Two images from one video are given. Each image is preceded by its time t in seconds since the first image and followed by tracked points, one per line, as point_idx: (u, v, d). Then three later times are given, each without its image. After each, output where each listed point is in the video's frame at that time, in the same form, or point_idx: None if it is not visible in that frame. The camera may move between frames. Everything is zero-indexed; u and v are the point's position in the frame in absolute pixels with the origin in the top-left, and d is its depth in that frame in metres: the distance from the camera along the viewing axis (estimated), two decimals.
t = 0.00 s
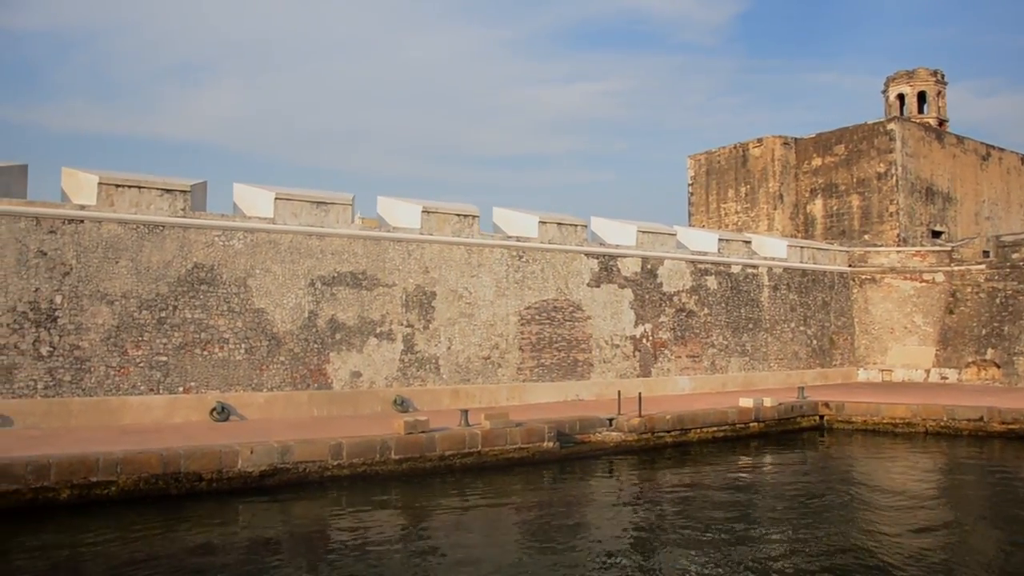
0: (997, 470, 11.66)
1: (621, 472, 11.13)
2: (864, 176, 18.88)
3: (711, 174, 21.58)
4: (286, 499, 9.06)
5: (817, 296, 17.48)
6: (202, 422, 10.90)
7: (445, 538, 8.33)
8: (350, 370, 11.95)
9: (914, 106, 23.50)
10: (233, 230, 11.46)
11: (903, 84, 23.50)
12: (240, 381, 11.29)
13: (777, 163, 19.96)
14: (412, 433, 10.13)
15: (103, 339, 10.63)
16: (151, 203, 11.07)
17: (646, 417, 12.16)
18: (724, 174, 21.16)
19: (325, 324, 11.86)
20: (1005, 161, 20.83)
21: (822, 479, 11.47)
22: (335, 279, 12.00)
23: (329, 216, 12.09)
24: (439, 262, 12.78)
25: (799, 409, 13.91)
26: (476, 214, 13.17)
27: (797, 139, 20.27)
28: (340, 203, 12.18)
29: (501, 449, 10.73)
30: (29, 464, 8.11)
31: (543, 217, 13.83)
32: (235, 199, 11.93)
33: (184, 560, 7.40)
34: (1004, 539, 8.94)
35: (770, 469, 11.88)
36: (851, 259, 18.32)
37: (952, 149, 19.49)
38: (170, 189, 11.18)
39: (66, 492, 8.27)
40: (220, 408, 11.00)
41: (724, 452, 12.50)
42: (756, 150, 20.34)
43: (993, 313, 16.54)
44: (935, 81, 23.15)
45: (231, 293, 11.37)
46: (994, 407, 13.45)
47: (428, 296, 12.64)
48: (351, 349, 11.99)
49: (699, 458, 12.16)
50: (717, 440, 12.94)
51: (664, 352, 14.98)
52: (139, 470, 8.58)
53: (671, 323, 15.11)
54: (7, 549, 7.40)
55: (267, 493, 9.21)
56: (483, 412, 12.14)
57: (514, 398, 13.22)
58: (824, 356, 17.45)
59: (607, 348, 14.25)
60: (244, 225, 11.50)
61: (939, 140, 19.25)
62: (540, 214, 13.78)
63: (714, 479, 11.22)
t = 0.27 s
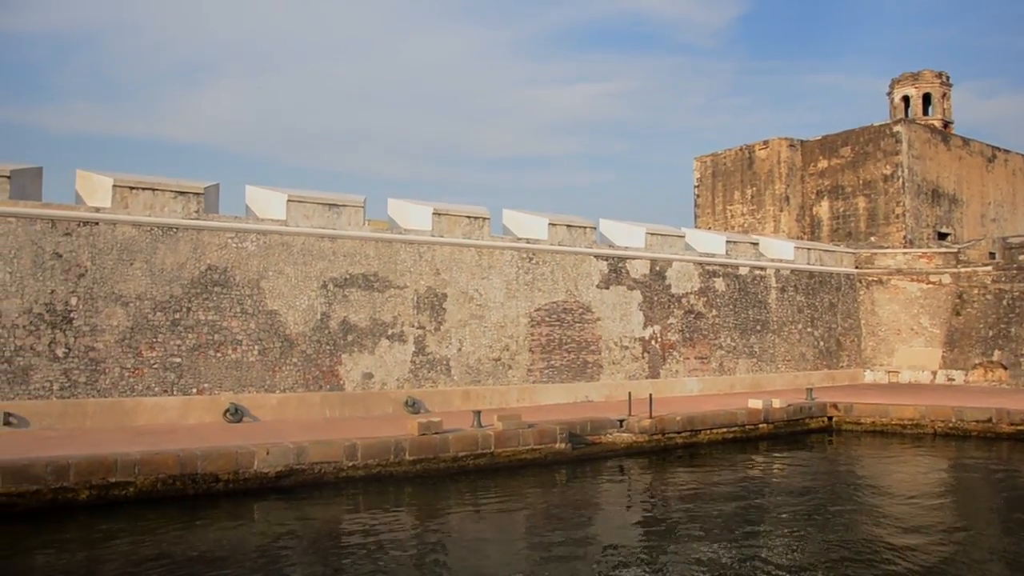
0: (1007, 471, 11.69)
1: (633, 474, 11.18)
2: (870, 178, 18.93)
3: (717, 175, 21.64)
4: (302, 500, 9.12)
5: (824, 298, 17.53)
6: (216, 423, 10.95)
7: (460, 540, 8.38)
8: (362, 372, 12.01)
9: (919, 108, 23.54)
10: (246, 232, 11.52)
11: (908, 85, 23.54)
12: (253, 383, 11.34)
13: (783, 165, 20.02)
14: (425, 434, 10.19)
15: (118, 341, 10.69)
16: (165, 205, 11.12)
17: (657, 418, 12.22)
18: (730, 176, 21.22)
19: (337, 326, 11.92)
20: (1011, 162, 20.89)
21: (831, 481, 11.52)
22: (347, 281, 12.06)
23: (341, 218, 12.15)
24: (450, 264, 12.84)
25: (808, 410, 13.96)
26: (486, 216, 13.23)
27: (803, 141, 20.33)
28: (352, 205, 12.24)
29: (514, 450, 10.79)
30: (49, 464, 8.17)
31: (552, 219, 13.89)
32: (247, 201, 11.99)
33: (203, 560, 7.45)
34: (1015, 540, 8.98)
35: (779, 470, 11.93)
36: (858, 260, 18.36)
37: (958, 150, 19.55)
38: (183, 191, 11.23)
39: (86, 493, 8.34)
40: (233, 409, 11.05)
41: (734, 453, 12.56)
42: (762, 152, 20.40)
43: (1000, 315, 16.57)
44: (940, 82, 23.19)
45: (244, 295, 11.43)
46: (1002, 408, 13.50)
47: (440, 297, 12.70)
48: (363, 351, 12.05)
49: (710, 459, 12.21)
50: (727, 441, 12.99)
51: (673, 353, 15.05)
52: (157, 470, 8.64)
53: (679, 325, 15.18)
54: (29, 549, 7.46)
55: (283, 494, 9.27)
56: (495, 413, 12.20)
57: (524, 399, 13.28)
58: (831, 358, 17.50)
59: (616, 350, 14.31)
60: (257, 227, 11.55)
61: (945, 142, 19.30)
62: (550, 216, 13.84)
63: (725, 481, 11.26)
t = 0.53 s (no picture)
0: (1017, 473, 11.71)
1: (644, 475, 11.23)
2: (877, 181, 18.98)
3: (723, 179, 21.70)
4: (317, 501, 9.16)
5: (831, 301, 17.58)
6: (229, 425, 11.00)
7: (476, 542, 8.40)
8: (374, 374, 12.06)
9: (925, 111, 23.59)
10: (259, 235, 11.57)
11: (913, 89, 23.59)
12: (267, 384, 11.39)
13: (790, 168, 20.08)
14: (439, 436, 10.24)
15: (133, 342, 10.74)
16: (179, 208, 11.19)
17: (668, 420, 12.28)
18: (737, 179, 21.28)
19: (349, 328, 11.97)
20: (1017, 166, 20.95)
21: (841, 483, 11.55)
22: (359, 283, 12.11)
23: (353, 221, 12.21)
24: (461, 267, 12.90)
25: (817, 413, 14.01)
26: (497, 219, 13.29)
27: (809, 144, 20.39)
28: (364, 208, 12.30)
29: (527, 452, 10.84)
30: (68, 465, 8.22)
31: (562, 222, 13.95)
32: (260, 204, 12.07)
33: (222, 560, 7.49)
34: None
35: (789, 472, 11.98)
36: (865, 263, 18.39)
37: (964, 154, 19.60)
38: (197, 194, 11.29)
39: (104, 493, 8.40)
40: (247, 411, 11.10)
41: (745, 455, 12.61)
42: (769, 155, 20.45)
43: (1007, 318, 16.60)
44: (945, 86, 23.23)
45: (257, 297, 11.48)
46: (1011, 411, 13.53)
47: (451, 300, 12.75)
48: (376, 353, 12.10)
49: (720, 461, 12.24)
50: (736, 443, 13.04)
51: (682, 356, 15.10)
52: (174, 472, 8.69)
53: (688, 327, 15.24)
54: (50, 549, 7.52)
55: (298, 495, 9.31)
56: (506, 415, 12.25)
57: (534, 401, 13.33)
58: (839, 361, 17.54)
59: (625, 352, 14.37)
60: (270, 230, 11.61)
61: (951, 146, 19.35)
62: (560, 218, 13.91)
63: (737, 483, 11.29)
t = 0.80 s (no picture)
0: None
1: (657, 477, 11.29)
2: (884, 184, 19.04)
3: (730, 181, 21.77)
4: (335, 502, 9.22)
5: (839, 303, 17.63)
6: (245, 426, 11.05)
7: (495, 543, 8.44)
8: (388, 375, 12.12)
9: (931, 114, 23.65)
10: (275, 236, 11.63)
11: (920, 92, 23.64)
12: (281, 386, 11.45)
13: (797, 171, 20.14)
14: (455, 437, 10.30)
15: (150, 343, 10.81)
16: (196, 210, 11.26)
17: (680, 422, 12.34)
18: (744, 182, 21.35)
19: (363, 330, 12.03)
20: None
21: (853, 485, 11.59)
22: (373, 285, 12.17)
23: (367, 223, 12.28)
24: (474, 269, 12.96)
25: (827, 415, 14.06)
26: (509, 221, 13.36)
27: (817, 147, 20.45)
28: (378, 210, 12.37)
29: (541, 454, 10.89)
30: (90, 465, 8.30)
31: (574, 225, 14.02)
32: (275, 205, 12.13)
33: (244, 560, 7.55)
34: None
35: (801, 474, 12.03)
36: (873, 266, 18.44)
37: (972, 157, 19.66)
38: (213, 196, 11.36)
39: (126, 493, 8.47)
40: (262, 412, 11.16)
41: (756, 457, 12.67)
42: (776, 158, 20.52)
43: (1015, 320, 16.60)
44: (952, 89, 23.28)
45: (273, 299, 11.54)
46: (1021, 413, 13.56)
47: (464, 302, 12.82)
48: (389, 354, 12.16)
49: (732, 463, 12.29)
50: (747, 445, 13.10)
51: (692, 358, 15.17)
52: (194, 472, 8.75)
53: (697, 330, 15.31)
54: (73, 548, 7.59)
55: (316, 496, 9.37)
56: (519, 416, 12.31)
57: (546, 403, 13.39)
58: (847, 363, 17.59)
59: (636, 354, 14.44)
60: (285, 232, 11.67)
61: (959, 149, 19.41)
62: (571, 221, 13.98)
63: (750, 485, 11.32)
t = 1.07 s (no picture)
0: None
1: (667, 476, 11.34)
2: (890, 185, 19.08)
3: (736, 182, 21.82)
4: (350, 501, 9.27)
5: (845, 304, 17.69)
6: (258, 425, 11.10)
7: (509, 542, 8.47)
8: (399, 375, 12.17)
9: (936, 115, 23.69)
10: (287, 236, 11.67)
11: (925, 93, 23.68)
12: (294, 385, 11.49)
13: (803, 171, 20.19)
14: (468, 436, 10.36)
15: (163, 343, 10.86)
16: (208, 210, 11.30)
17: (690, 422, 12.40)
18: (750, 182, 21.40)
19: (375, 330, 12.08)
20: None
21: (862, 484, 11.63)
22: (384, 285, 12.22)
23: (378, 223, 12.32)
24: (484, 269, 13.01)
25: (835, 415, 14.12)
26: (519, 221, 13.40)
27: (823, 148, 20.50)
28: (389, 210, 12.41)
29: (552, 453, 10.95)
30: (108, 464, 8.37)
31: (583, 225, 14.07)
32: (287, 206, 12.18)
33: (262, 558, 7.59)
34: None
35: (810, 474, 12.09)
36: (879, 267, 18.49)
37: (977, 158, 19.72)
38: (226, 196, 11.40)
39: (143, 492, 8.53)
40: (275, 411, 11.21)
41: (765, 456, 12.72)
42: (782, 159, 20.56)
43: (1021, 321, 16.61)
44: (956, 89, 23.32)
45: (285, 299, 11.59)
46: None
47: (474, 302, 12.87)
48: (400, 354, 12.21)
49: (742, 462, 12.34)
50: (756, 444, 13.16)
51: (699, 358, 15.23)
52: (210, 471, 8.81)
53: (705, 330, 15.36)
54: (92, 546, 7.65)
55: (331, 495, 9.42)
56: (530, 416, 12.36)
57: (555, 402, 13.44)
58: (853, 363, 17.64)
59: (644, 354, 14.50)
60: (297, 232, 11.71)
61: (964, 149, 19.46)
62: (581, 221, 14.03)
63: (760, 485, 11.36)
